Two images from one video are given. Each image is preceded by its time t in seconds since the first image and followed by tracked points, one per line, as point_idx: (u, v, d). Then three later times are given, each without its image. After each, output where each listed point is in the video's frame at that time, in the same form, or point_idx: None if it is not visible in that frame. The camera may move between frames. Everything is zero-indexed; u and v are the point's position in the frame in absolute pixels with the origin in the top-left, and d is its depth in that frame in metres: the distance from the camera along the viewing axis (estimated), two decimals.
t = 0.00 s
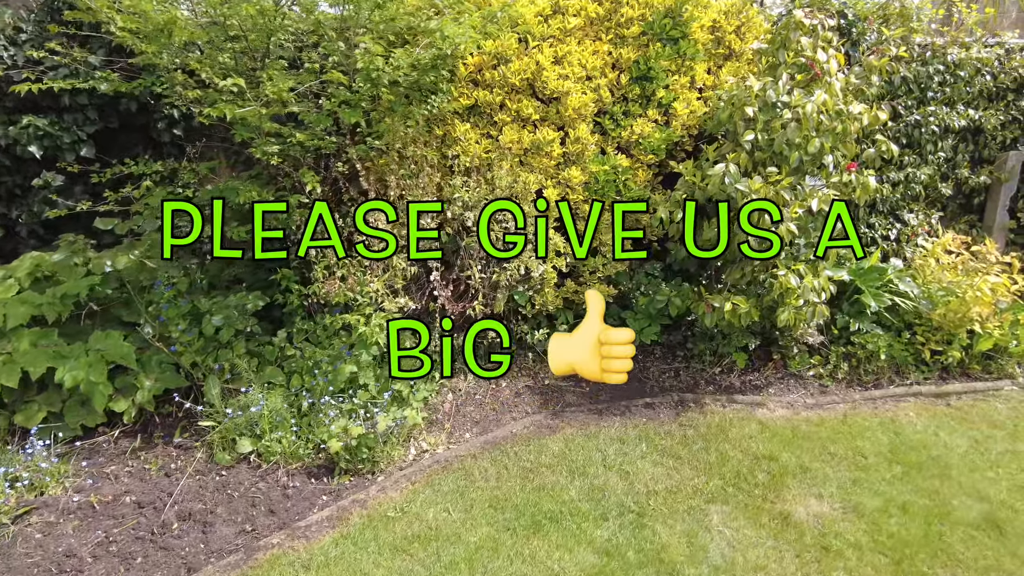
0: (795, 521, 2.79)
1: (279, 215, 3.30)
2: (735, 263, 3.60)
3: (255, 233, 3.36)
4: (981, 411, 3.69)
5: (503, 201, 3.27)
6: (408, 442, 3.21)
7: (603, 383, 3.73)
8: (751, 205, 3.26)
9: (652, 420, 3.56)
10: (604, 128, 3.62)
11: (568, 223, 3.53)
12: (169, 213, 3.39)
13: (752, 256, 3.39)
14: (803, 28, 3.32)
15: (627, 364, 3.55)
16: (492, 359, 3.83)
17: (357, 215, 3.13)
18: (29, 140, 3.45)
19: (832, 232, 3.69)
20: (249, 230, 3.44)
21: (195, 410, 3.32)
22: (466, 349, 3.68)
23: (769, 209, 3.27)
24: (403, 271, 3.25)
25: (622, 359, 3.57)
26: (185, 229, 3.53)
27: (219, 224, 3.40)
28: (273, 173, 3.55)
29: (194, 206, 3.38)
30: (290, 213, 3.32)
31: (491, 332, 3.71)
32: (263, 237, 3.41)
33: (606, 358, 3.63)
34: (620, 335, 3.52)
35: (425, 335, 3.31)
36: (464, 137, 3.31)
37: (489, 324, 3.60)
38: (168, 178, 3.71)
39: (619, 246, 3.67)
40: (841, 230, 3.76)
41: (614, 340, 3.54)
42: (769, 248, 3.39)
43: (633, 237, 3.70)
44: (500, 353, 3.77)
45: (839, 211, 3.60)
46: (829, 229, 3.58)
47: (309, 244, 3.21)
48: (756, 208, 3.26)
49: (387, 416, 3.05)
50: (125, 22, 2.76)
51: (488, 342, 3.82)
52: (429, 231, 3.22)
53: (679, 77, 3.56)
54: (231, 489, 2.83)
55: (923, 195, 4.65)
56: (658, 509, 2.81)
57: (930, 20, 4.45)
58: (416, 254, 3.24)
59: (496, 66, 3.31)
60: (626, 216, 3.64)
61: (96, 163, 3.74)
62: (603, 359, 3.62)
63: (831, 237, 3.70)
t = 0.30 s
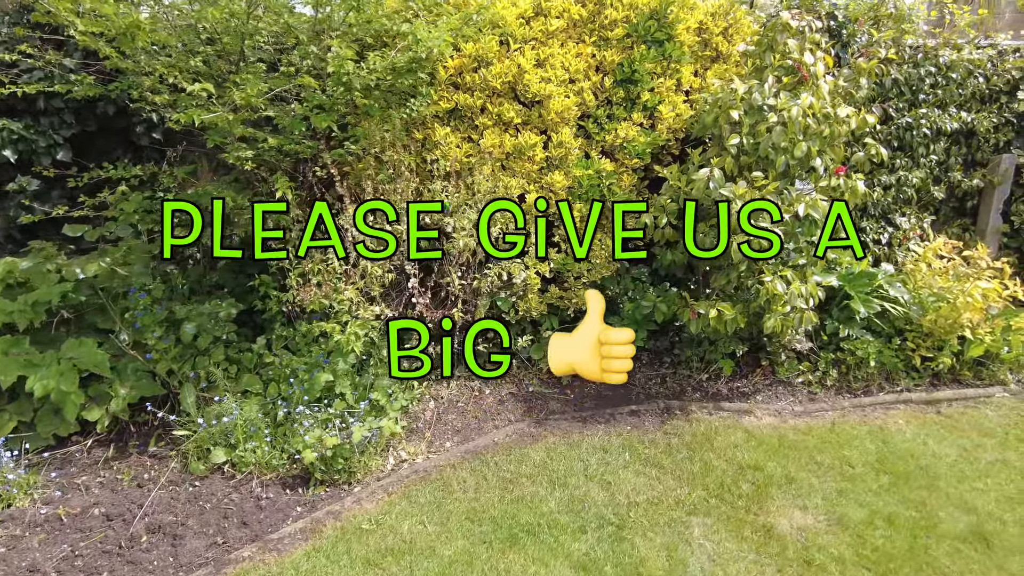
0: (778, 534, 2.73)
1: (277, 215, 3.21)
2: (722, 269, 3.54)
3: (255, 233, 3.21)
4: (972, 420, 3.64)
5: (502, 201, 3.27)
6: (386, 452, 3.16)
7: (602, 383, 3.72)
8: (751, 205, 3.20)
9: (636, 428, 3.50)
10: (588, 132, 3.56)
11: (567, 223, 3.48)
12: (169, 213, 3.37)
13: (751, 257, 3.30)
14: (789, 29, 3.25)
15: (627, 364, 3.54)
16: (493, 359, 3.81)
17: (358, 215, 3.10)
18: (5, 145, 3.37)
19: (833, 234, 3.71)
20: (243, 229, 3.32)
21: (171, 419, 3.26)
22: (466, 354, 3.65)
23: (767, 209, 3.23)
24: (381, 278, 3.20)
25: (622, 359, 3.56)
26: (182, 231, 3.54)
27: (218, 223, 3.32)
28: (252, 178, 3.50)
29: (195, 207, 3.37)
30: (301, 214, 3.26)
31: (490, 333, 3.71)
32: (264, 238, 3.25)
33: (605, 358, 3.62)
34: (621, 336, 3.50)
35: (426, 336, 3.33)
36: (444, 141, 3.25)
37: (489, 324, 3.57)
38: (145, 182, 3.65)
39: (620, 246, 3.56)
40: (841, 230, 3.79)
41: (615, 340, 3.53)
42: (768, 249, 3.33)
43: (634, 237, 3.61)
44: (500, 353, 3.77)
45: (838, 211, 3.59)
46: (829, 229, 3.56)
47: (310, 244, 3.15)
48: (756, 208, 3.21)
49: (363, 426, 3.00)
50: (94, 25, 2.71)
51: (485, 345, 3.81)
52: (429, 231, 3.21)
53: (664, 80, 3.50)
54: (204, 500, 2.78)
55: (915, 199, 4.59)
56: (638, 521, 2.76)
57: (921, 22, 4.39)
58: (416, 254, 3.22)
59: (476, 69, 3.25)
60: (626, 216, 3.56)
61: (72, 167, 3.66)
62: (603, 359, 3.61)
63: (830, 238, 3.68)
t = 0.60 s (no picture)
0: (748, 538, 2.72)
1: (277, 215, 3.15)
2: (699, 271, 3.53)
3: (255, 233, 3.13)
4: (951, 422, 3.63)
5: (502, 201, 3.34)
6: (360, 454, 3.16)
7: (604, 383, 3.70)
8: (752, 205, 3.25)
9: (613, 430, 3.49)
10: (564, 134, 3.55)
11: (568, 224, 3.53)
12: (169, 213, 3.33)
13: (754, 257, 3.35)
14: (765, 30, 3.25)
15: (627, 364, 3.51)
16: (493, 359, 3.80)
17: (358, 215, 3.12)
18: None
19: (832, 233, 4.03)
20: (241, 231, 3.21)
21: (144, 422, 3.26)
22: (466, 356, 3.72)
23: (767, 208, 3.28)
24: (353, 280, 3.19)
25: (622, 359, 3.53)
26: (182, 232, 3.50)
27: (217, 223, 3.20)
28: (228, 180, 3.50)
29: (194, 206, 3.33)
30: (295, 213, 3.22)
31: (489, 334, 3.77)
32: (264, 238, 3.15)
33: (606, 358, 3.60)
34: (621, 335, 3.48)
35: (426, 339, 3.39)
36: (418, 142, 3.24)
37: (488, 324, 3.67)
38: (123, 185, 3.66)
39: (619, 246, 3.62)
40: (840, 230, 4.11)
41: (614, 340, 3.51)
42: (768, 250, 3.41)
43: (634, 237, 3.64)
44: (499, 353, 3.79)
45: (839, 212, 3.89)
46: (830, 227, 3.84)
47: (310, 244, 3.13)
48: (756, 208, 3.25)
49: (332, 429, 2.98)
50: (64, 28, 2.71)
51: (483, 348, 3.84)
52: (429, 231, 3.20)
53: (641, 81, 3.49)
54: (173, 503, 2.78)
55: (898, 200, 4.58)
56: (607, 524, 2.75)
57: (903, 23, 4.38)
58: (416, 254, 3.22)
59: (450, 71, 3.25)
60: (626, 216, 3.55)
61: (49, 170, 3.65)
62: (603, 359, 3.59)
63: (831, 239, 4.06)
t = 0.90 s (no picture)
0: (706, 537, 2.74)
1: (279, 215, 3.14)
2: (667, 272, 3.55)
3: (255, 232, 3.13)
4: (919, 423, 3.64)
5: (502, 201, 3.42)
6: (326, 454, 3.18)
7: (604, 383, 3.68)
8: (753, 204, 3.38)
9: (581, 430, 3.51)
10: (533, 136, 3.57)
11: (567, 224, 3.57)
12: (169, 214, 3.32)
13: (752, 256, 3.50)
14: (729, 32, 3.27)
15: (628, 364, 3.50)
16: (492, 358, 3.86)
17: (358, 215, 3.19)
18: None
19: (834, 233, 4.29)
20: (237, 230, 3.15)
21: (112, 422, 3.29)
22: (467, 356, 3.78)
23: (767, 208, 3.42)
24: (317, 282, 3.21)
25: (623, 359, 3.52)
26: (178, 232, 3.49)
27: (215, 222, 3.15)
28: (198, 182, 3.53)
29: (194, 206, 3.29)
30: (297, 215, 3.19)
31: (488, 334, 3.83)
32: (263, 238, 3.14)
33: (606, 359, 3.58)
34: (621, 335, 3.47)
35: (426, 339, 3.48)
36: (385, 145, 3.27)
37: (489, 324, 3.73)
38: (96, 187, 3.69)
39: (619, 246, 3.51)
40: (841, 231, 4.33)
41: (614, 339, 3.49)
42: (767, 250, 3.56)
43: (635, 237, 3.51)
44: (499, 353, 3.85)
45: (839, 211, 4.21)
46: (830, 226, 4.19)
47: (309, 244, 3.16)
48: (756, 208, 3.39)
49: (294, 430, 3.01)
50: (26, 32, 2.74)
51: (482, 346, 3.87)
52: (429, 231, 3.27)
53: (609, 84, 3.52)
54: (136, 502, 2.81)
55: (873, 201, 4.60)
56: (566, 523, 2.78)
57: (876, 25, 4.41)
58: (416, 254, 3.29)
59: (417, 73, 3.27)
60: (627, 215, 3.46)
61: (22, 172, 3.65)
62: (603, 359, 3.57)
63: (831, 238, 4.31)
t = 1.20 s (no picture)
0: (666, 536, 2.74)
1: (278, 215, 3.16)
2: (636, 271, 3.56)
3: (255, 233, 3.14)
4: (889, 421, 3.64)
5: (502, 201, 3.50)
6: (294, 453, 3.20)
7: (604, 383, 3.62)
8: (751, 204, 3.53)
9: (550, 429, 3.52)
10: (502, 136, 3.57)
11: (567, 224, 3.56)
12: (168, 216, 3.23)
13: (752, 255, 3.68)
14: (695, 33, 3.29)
15: (627, 364, 3.44)
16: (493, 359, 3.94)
17: (357, 215, 3.17)
18: None
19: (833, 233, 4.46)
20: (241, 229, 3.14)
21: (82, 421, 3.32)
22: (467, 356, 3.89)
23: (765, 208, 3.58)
24: (285, 281, 3.23)
25: (623, 359, 3.46)
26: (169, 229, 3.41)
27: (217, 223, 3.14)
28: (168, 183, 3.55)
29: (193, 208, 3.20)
30: (282, 214, 3.19)
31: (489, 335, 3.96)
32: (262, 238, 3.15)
33: (606, 359, 3.53)
34: (620, 335, 3.42)
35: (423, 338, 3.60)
36: (352, 145, 3.28)
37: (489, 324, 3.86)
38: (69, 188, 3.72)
39: (619, 246, 3.41)
40: (841, 231, 4.47)
41: (614, 339, 3.44)
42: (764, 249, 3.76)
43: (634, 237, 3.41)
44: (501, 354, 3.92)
45: (839, 212, 4.40)
46: (831, 227, 4.39)
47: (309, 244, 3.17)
48: (756, 208, 3.54)
49: (260, 429, 3.02)
50: None
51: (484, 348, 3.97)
52: (429, 231, 3.34)
53: (578, 84, 3.53)
54: (101, 500, 2.83)
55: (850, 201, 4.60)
56: (527, 522, 2.79)
57: (851, 25, 4.43)
58: (417, 254, 3.34)
59: (384, 74, 3.29)
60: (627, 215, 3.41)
61: None
62: (603, 359, 3.52)
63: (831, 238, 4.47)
